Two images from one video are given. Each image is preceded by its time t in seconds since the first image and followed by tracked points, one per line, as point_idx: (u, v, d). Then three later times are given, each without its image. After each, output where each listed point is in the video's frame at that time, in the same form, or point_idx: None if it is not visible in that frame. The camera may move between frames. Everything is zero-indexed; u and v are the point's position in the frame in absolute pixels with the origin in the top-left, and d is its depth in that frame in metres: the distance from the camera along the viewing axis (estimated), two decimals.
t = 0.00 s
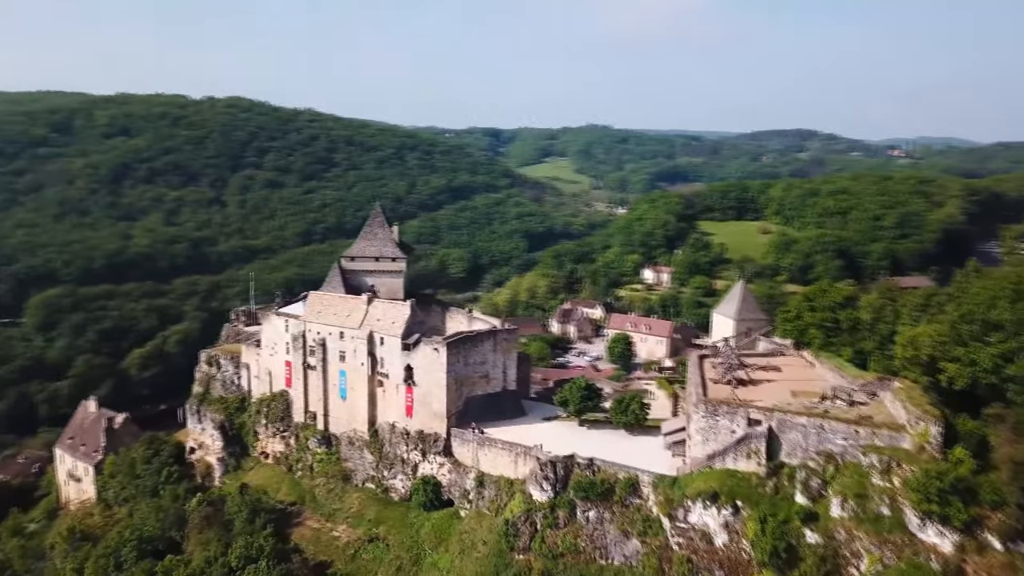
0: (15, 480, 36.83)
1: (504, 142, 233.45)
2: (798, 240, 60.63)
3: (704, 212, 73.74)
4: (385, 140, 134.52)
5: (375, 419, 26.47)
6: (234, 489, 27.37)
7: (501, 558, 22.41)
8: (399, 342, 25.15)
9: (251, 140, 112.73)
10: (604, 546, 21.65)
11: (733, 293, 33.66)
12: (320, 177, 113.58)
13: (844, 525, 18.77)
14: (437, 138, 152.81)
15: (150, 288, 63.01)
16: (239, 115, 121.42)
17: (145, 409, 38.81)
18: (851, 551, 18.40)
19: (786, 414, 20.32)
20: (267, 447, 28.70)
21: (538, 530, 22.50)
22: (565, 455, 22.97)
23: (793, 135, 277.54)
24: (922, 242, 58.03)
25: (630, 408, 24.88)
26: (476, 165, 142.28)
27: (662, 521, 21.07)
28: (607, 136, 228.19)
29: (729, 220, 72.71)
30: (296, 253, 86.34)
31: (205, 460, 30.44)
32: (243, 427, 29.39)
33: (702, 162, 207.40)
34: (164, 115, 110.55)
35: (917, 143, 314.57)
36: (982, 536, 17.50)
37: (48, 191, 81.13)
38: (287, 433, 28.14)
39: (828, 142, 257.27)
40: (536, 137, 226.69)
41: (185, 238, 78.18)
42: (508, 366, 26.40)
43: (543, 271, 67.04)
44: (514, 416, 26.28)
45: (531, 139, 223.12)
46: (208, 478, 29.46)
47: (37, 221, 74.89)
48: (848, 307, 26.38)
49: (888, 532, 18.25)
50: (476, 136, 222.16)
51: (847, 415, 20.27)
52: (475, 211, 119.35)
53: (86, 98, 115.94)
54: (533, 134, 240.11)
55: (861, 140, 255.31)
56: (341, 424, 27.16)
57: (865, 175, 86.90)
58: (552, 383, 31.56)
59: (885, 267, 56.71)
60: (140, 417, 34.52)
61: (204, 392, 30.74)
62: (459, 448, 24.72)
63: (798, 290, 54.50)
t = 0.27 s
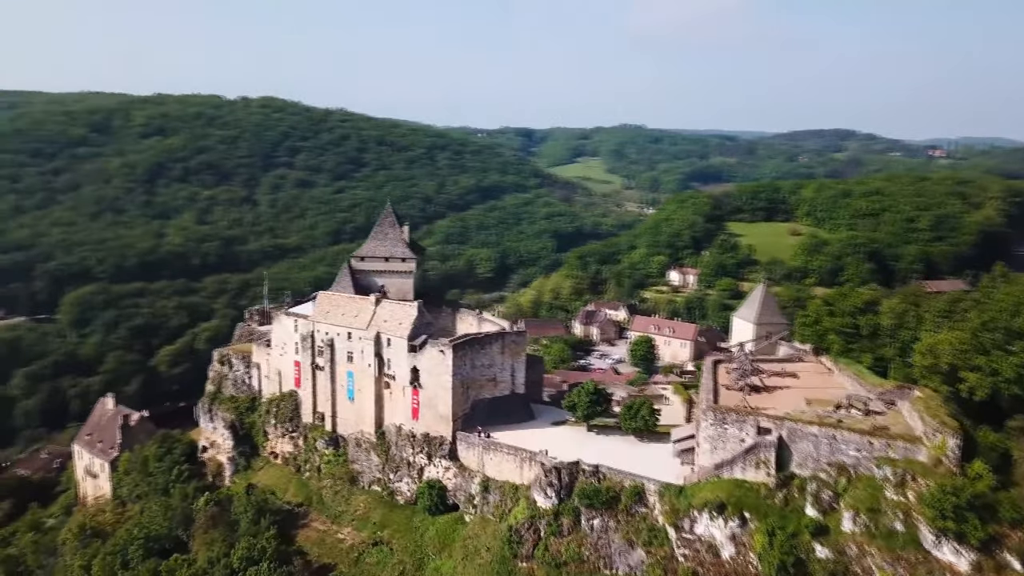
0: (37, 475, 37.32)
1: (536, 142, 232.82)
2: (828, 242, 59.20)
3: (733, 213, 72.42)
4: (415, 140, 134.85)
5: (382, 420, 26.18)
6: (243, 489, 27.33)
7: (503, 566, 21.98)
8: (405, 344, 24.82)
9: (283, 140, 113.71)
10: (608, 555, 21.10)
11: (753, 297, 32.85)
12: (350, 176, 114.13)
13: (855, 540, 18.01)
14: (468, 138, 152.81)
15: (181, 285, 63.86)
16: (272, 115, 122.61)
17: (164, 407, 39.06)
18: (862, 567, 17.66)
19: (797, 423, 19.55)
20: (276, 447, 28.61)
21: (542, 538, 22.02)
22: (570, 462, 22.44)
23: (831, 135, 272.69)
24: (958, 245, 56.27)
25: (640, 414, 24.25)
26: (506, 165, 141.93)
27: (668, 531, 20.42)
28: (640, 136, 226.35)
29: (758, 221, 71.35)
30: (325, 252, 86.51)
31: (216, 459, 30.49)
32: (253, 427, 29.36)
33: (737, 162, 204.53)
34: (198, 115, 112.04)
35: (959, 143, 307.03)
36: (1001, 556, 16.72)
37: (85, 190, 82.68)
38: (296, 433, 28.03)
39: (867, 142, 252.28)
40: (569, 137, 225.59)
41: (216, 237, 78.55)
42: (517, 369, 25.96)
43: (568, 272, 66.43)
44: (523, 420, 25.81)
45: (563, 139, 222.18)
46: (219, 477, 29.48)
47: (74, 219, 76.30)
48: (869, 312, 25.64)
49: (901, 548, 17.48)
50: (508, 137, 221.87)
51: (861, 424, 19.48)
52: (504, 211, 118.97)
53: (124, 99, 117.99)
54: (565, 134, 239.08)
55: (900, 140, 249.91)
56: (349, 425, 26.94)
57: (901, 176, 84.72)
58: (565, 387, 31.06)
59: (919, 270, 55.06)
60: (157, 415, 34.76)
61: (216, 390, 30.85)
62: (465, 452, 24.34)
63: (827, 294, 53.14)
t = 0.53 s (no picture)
0: (60, 470, 37.78)
1: (568, 141, 231.88)
2: (859, 244, 57.80)
3: (763, 214, 71.09)
4: (445, 140, 135.02)
5: (389, 422, 25.92)
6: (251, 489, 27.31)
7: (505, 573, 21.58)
8: (411, 345, 24.50)
9: (314, 140, 114.55)
10: (612, 564, 20.62)
11: (774, 301, 32.02)
12: (380, 176, 114.54)
13: (865, 557, 17.37)
14: (498, 138, 152.62)
15: (211, 284, 64.50)
16: (304, 115, 123.64)
17: (183, 405, 39.32)
18: None
19: (807, 432, 18.80)
20: (285, 447, 28.54)
21: (545, 545, 21.58)
22: (574, 468, 21.91)
23: (869, 135, 267.57)
24: (994, 248, 54.57)
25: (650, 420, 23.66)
26: (536, 164, 141.46)
27: (673, 542, 19.81)
28: (673, 136, 224.29)
29: (788, 222, 70.01)
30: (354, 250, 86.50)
31: (228, 459, 30.55)
32: (263, 427, 29.34)
33: (771, 162, 201.49)
34: (232, 115, 113.35)
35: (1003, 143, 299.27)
36: None
37: (120, 189, 84.06)
38: (304, 434, 27.93)
39: (906, 143, 247.04)
40: (601, 137, 224.24)
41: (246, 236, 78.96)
42: (526, 373, 25.52)
43: (593, 273, 65.79)
44: (530, 424, 25.36)
45: (595, 139, 220.94)
46: (229, 476, 29.50)
47: (109, 217, 77.63)
48: (889, 318, 24.95)
49: (912, 566, 16.87)
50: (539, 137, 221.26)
51: (874, 435, 18.74)
52: (533, 211, 118.48)
53: (160, 100, 119.93)
54: (597, 133, 237.72)
55: (941, 140, 244.29)
56: (356, 427, 26.74)
57: (938, 176, 82.55)
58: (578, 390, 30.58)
59: (954, 274, 53.49)
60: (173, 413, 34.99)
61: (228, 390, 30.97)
62: (470, 456, 23.96)
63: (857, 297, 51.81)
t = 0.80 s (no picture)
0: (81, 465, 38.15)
1: (600, 141, 230.53)
2: (890, 247, 56.27)
3: (793, 216, 69.67)
4: (475, 140, 134.97)
5: (395, 424, 25.67)
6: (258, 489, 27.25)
7: None
8: (417, 346, 24.16)
9: (345, 140, 115.18)
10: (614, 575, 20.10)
11: (794, 305, 30.81)
12: (410, 176, 114.78)
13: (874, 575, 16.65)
14: (528, 138, 152.18)
15: (241, 282, 64.93)
16: (336, 115, 124.44)
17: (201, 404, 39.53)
18: None
19: (816, 443, 18.09)
20: (294, 447, 28.45)
21: (547, 553, 21.12)
22: (578, 475, 21.41)
23: (909, 135, 261.75)
24: None
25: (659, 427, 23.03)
26: (566, 165, 140.78)
27: (676, 554, 19.22)
28: (707, 136, 221.81)
29: (819, 224, 68.54)
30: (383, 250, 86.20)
31: (239, 458, 30.58)
32: (273, 427, 29.30)
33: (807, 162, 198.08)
34: (265, 115, 114.46)
35: None
36: None
37: (154, 188, 85.32)
38: (313, 434, 27.82)
39: (947, 143, 241.36)
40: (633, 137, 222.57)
41: (277, 234, 79.22)
42: (533, 376, 25.10)
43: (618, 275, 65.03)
44: (538, 428, 24.91)
45: (627, 139, 219.36)
46: (239, 476, 29.50)
47: (142, 215, 78.74)
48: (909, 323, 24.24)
49: None
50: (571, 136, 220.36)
51: (887, 446, 17.95)
52: (562, 212, 117.78)
53: (196, 100, 121.70)
54: (630, 133, 236.01)
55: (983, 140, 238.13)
56: (363, 428, 26.53)
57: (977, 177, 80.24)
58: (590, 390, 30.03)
59: (989, 279, 51.82)
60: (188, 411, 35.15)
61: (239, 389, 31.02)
62: (474, 460, 23.58)
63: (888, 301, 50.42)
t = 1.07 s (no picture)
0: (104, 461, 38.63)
1: (633, 141, 228.87)
2: (924, 249, 54.65)
3: (825, 218, 68.25)
4: (506, 140, 134.75)
5: (402, 426, 25.42)
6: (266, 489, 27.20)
7: None
8: (423, 348, 23.88)
9: (377, 140, 115.72)
10: None
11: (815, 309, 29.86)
12: (440, 176, 114.95)
13: None
14: (560, 138, 151.52)
15: (271, 281, 65.26)
16: (368, 115, 125.13)
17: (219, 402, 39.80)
18: None
19: (824, 454, 17.41)
20: (304, 447, 28.37)
21: (548, 561, 20.64)
22: (582, 482, 20.94)
23: (952, 135, 255.48)
24: None
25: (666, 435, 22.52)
26: (597, 165, 139.92)
27: (678, 566, 18.63)
28: (742, 136, 219.02)
29: (852, 226, 67.03)
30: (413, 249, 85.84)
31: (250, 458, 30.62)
32: (283, 427, 29.27)
33: (845, 162, 194.32)
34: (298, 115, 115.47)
35: None
36: None
37: (188, 187, 86.48)
38: (322, 435, 27.72)
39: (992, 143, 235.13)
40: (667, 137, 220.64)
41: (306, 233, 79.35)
42: (540, 380, 24.72)
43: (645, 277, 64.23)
44: (545, 431, 24.48)
45: (661, 139, 217.49)
46: (250, 475, 29.52)
47: (176, 214, 79.79)
48: (930, 332, 23.66)
49: None
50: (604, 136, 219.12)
51: (899, 459, 17.19)
52: (592, 212, 116.91)
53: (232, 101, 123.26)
54: (664, 133, 234.04)
55: None
56: (370, 430, 26.32)
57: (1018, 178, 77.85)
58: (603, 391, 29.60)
59: None
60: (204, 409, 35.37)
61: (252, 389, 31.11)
62: (479, 464, 23.21)
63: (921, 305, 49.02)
